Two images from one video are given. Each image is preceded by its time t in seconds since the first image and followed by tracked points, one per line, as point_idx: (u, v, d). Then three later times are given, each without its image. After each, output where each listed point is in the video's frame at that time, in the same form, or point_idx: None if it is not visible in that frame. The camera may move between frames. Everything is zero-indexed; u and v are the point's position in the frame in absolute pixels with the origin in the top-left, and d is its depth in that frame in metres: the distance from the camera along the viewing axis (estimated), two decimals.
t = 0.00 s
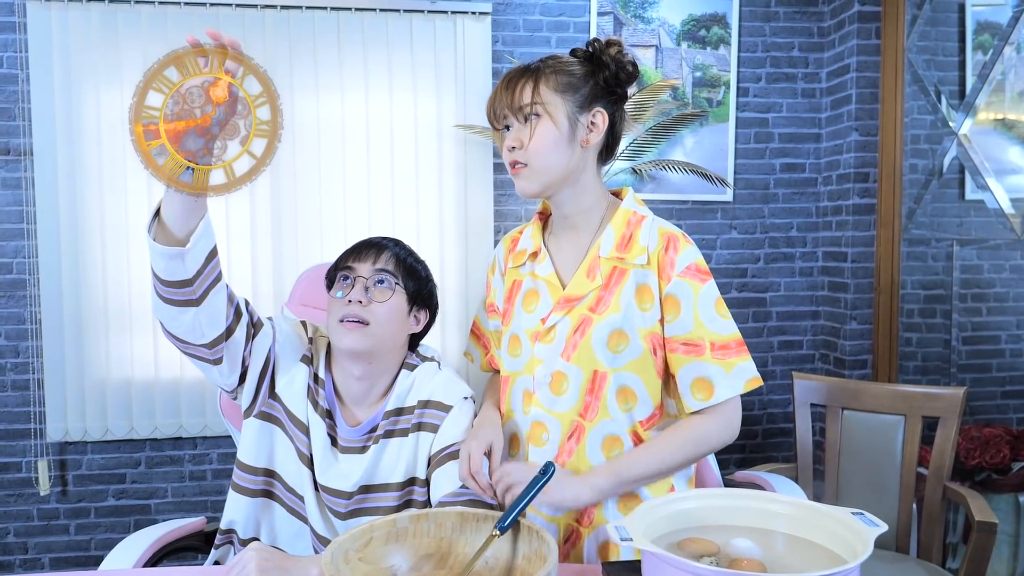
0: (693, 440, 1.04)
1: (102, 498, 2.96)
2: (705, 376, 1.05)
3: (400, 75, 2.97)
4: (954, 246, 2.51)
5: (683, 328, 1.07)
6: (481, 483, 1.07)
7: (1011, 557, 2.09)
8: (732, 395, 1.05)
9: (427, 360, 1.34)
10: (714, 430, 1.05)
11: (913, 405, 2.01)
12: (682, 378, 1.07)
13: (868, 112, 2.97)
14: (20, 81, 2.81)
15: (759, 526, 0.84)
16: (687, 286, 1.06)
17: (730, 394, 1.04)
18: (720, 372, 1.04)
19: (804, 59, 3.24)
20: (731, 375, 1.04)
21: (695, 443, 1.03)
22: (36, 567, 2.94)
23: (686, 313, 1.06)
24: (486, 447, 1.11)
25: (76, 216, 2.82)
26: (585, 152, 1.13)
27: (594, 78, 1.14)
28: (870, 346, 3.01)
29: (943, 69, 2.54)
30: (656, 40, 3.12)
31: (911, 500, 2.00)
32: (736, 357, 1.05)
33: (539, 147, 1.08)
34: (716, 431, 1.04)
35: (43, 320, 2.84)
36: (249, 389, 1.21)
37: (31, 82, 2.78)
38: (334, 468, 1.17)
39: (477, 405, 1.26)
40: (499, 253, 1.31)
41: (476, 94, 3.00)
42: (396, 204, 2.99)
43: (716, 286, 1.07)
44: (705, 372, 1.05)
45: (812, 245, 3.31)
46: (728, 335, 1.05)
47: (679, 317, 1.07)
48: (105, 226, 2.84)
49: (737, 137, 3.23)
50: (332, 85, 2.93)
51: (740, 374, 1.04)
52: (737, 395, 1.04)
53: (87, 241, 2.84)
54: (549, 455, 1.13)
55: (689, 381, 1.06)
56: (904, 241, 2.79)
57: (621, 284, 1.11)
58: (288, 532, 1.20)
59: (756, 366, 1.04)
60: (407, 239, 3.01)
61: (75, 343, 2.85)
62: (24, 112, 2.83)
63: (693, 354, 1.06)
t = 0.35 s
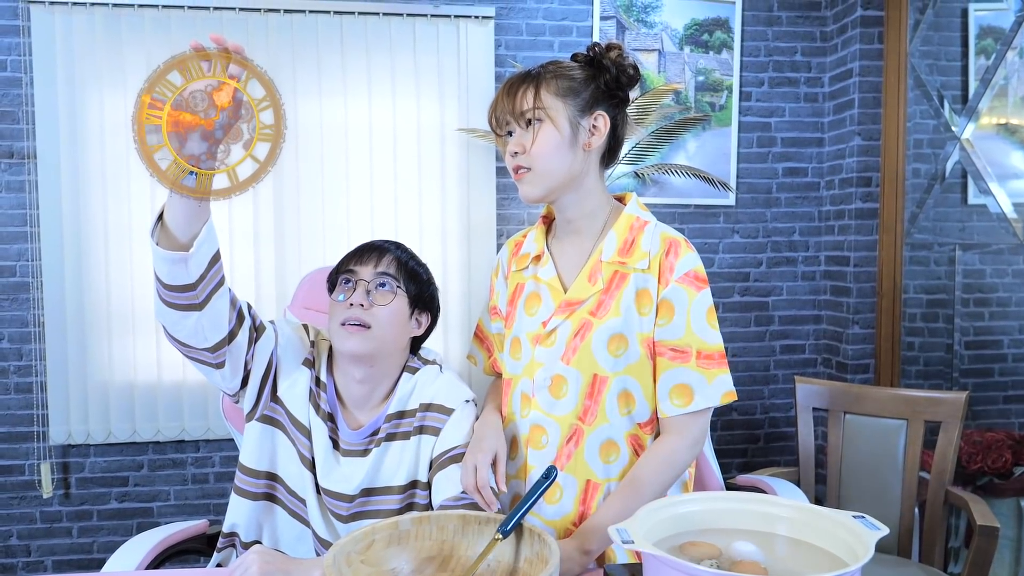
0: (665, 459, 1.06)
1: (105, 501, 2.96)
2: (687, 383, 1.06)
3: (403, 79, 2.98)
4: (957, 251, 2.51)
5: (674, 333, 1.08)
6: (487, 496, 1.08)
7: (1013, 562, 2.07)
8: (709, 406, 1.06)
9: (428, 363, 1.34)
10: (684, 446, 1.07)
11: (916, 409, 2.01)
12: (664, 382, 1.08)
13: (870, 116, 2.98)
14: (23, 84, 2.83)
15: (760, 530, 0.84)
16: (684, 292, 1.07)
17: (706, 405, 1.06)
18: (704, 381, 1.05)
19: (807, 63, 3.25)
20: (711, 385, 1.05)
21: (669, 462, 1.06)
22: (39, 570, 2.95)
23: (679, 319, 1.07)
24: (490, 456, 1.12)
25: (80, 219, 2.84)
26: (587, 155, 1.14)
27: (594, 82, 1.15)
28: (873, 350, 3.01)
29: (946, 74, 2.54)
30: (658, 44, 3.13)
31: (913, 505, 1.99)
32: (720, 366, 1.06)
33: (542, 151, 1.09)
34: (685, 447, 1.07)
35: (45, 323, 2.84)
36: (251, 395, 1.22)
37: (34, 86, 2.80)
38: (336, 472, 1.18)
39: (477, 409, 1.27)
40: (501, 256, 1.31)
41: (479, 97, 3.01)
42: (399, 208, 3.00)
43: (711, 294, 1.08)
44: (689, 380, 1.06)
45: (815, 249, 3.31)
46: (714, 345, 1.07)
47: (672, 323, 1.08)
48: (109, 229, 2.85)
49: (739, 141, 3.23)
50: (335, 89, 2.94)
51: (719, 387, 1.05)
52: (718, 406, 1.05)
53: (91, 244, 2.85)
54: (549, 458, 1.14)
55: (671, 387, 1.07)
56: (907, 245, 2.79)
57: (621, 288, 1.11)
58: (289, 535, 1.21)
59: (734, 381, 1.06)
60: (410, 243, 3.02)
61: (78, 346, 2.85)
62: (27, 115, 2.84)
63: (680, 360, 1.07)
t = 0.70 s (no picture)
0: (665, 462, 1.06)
1: (106, 503, 2.97)
2: (687, 383, 1.06)
3: (404, 81, 2.99)
4: (957, 252, 2.51)
5: (674, 333, 1.08)
6: (488, 499, 1.09)
7: (1011, 561, 2.07)
8: (710, 406, 1.05)
9: (428, 364, 1.35)
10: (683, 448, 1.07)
11: (916, 410, 2.01)
12: (665, 383, 1.08)
13: (871, 118, 2.98)
14: (22, 85, 2.83)
15: (760, 529, 0.84)
16: (683, 292, 1.07)
17: (708, 404, 1.05)
18: (703, 381, 1.06)
19: (808, 66, 3.25)
20: (711, 385, 1.05)
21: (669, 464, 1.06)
22: (40, 572, 2.95)
23: (679, 319, 1.07)
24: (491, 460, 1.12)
25: (80, 220, 2.84)
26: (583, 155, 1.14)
27: (587, 82, 1.15)
28: (874, 352, 3.01)
29: (946, 76, 2.55)
30: (660, 46, 3.14)
31: (912, 506, 1.99)
32: (719, 365, 1.06)
33: (537, 155, 1.09)
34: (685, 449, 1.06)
35: (45, 325, 2.85)
36: (251, 398, 1.22)
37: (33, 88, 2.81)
38: (336, 473, 1.18)
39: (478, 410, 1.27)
40: (501, 258, 1.32)
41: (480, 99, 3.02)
42: (400, 209, 3.01)
43: (711, 293, 1.08)
44: (688, 379, 1.06)
45: (816, 251, 3.31)
46: (713, 345, 1.07)
47: (672, 323, 1.08)
48: (109, 231, 2.85)
49: (740, 143, 3.24)
50: (336, 91, 2.94)
51: (720, 386, 1.05)
52: (718, 406, 1.05)
53: (91, 246, 2.85)
54: (548, 458, 1.14)
55: (672, 388, 1.07)
56: (907, 247, 2.80)
57: (621, 288, 1.11)
58: (290, 536, 1.21)
59: (736, 379, 1.06)
60: (411, 245, 3.02)
61: (78, 347, 2.85)
62: (26, 116, 2.85)
63: (680, 360, 1.07)
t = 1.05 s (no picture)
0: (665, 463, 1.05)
1: (105, 505, 2.96)
2: (687, 383, 1.06)
3: (403, 81, 2.99)
4: (957, 252, 2.51)
5: (674, 333, 1.07)
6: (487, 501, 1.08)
7: (1011, 560, 2.07)
8: (711, 406, 1.05)
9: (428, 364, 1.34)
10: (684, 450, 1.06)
11: (917, 409, 2.01)
12: (666, 383, 1.08)
13: (871, 118, 2.98)
14: (19, 86, 2.83)
15: (760, 529, 0.84)
16: (683, 291, 1.07)
17: (709, 404, 1.05)
18: (703, 380, 1.05)
19: (807, 65, 3.25)
20: (712, 385, 1.05)
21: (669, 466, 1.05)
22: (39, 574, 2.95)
23: (679, 319, 1.07)
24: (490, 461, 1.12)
25: (78, 221, 2.84)
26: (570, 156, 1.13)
27: (556, 81, 1.13)
28: (873, 351, 3.01)
29: (946, 75, 2.55)
30: (659, 45, 3.13)
31: (913, 505, 1.99)
32: (718, 365, 1.06)
33: (524, 169, 1.09)
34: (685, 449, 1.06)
35: (44, 326, 2.84)
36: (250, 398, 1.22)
37: (31, 89, 2.80)
38: (335, 473, 1.18)
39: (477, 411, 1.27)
40: (500, 258, 1.32)
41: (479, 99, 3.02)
42: (399, 210, 3.01)
43: (711, 293, 1.07)
44: (688, 379, 1.06)
45: (816, 251, 3.31)
46: (713, 344, 1.06)
47: (672, 322, 1.08)
48: (108, 232, 2.85)
49: (739, 143, 3.24)
50: (335, 91, 2.94)
51: (720, 386, 1.05)
52: (719, 406, 1.04)
53: (90, 247, 2.85)
54: (547, 459, 1.14)
55: (672, 387, 1.07)
56: (907, 247, 2.80)
57: (620, 288, 1.11)
58: (289, 537, 1.21)
59: (736, 378, 1.05)
60: (410, 245, 3.02)
61: (77, 348, 2.85)
62: (24, 117, 2.84)
63: (680, 359, 1.07)
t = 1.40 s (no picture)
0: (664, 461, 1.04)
1: (106, 504, 2.96)
2: (680, 378, 1.05)
3: (404, 80, 2.98)
4: (959, 251, 2.51)
5: (664, 328, 1.07)
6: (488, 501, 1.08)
7: (1012, 561, 2.06)
8: (705, 399, 1.05)
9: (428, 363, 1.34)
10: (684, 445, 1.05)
11: (918, 409, 2.00)
12: (658, 378, 1.07)
13: (872, 117, 2.98)
14: (20, 85, 2.83)
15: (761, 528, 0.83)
16: (671, 285, 1.06)
17: (703, 397, 1.05)
18: (696, 374, 1.05)
19: (809, 64, 3.25)
20: (705, 377, 1.05)
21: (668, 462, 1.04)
22: (40, 573, 2.95)
23: (668, 313, 1.06)
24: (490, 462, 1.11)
25: (78, 220, 2.83)
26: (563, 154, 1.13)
27: (587, 86, 1.16)
28: (874, 351, 3.00)
29: (948, 75, 2.55)
30: (660, 44, 3.13)
31: (913, 505, 1.98)
32: (712, 357, 1.06)
33: (518, 142, 1.10)
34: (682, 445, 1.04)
35: (44, 325, 2.84)
36: (251, 398, 1.22)
37: (31, 88, 2.80)
38: (336, 473, 1.17)
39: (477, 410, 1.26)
40: (490, 263, 1.31)
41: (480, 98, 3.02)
42: (399, 209, 3.01)
43: (699, 285, 1.07)
44: (681, 374, 1.05)
45: (817, 250, 3.31)
46: (703, 338, 1.06)
47: (662, 317, 1.07)
48: (108, 230, 2.85)
49: (741, 142, 3.23)
50: (335, 89, 2.94)
51: (713, 378, 1.05)
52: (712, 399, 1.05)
53: (90, 246, 2.84)
54: (544, 460, 1.14)
55: (665, 382, 1.06)
56: (908, 246, 2.79)
57: (610, 285, 1.11)
58: (290, 537, 1.21)
59: (728, 370, 1.05)
60: (411, 244, 3.02)
61: (78, 347, 2.85)
62: (25, 115, 2.84)
63: (671, 354, 1.06)
